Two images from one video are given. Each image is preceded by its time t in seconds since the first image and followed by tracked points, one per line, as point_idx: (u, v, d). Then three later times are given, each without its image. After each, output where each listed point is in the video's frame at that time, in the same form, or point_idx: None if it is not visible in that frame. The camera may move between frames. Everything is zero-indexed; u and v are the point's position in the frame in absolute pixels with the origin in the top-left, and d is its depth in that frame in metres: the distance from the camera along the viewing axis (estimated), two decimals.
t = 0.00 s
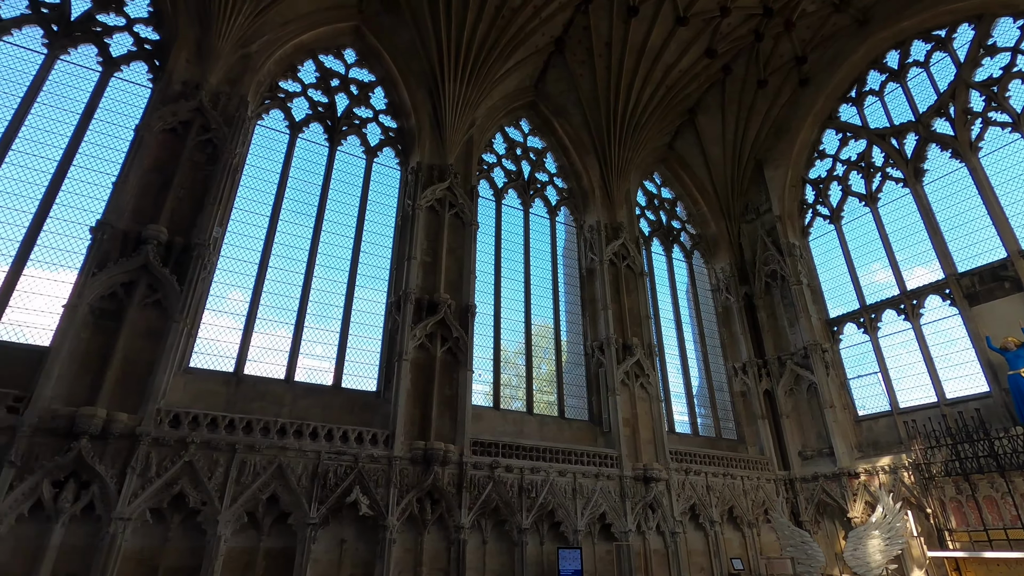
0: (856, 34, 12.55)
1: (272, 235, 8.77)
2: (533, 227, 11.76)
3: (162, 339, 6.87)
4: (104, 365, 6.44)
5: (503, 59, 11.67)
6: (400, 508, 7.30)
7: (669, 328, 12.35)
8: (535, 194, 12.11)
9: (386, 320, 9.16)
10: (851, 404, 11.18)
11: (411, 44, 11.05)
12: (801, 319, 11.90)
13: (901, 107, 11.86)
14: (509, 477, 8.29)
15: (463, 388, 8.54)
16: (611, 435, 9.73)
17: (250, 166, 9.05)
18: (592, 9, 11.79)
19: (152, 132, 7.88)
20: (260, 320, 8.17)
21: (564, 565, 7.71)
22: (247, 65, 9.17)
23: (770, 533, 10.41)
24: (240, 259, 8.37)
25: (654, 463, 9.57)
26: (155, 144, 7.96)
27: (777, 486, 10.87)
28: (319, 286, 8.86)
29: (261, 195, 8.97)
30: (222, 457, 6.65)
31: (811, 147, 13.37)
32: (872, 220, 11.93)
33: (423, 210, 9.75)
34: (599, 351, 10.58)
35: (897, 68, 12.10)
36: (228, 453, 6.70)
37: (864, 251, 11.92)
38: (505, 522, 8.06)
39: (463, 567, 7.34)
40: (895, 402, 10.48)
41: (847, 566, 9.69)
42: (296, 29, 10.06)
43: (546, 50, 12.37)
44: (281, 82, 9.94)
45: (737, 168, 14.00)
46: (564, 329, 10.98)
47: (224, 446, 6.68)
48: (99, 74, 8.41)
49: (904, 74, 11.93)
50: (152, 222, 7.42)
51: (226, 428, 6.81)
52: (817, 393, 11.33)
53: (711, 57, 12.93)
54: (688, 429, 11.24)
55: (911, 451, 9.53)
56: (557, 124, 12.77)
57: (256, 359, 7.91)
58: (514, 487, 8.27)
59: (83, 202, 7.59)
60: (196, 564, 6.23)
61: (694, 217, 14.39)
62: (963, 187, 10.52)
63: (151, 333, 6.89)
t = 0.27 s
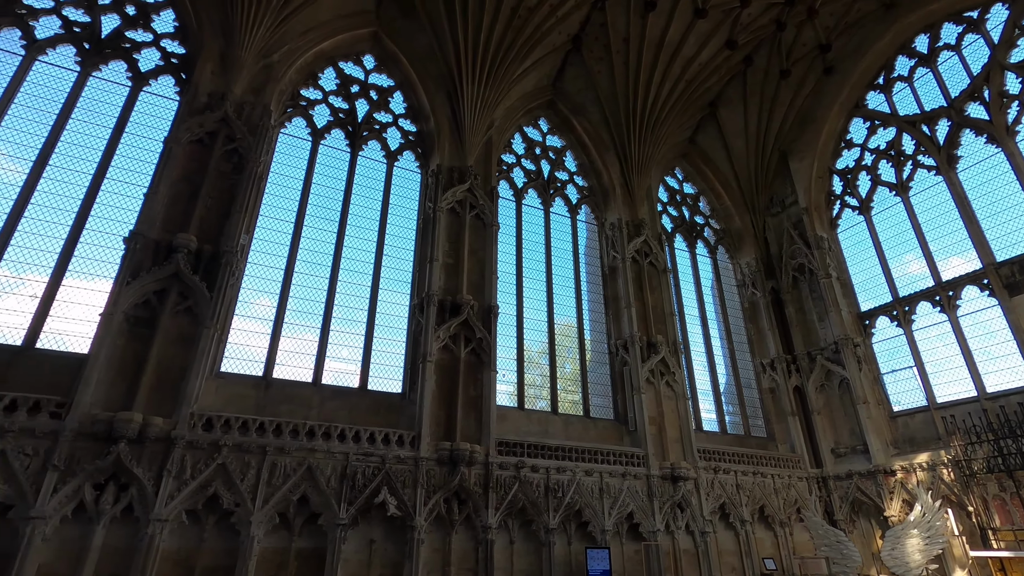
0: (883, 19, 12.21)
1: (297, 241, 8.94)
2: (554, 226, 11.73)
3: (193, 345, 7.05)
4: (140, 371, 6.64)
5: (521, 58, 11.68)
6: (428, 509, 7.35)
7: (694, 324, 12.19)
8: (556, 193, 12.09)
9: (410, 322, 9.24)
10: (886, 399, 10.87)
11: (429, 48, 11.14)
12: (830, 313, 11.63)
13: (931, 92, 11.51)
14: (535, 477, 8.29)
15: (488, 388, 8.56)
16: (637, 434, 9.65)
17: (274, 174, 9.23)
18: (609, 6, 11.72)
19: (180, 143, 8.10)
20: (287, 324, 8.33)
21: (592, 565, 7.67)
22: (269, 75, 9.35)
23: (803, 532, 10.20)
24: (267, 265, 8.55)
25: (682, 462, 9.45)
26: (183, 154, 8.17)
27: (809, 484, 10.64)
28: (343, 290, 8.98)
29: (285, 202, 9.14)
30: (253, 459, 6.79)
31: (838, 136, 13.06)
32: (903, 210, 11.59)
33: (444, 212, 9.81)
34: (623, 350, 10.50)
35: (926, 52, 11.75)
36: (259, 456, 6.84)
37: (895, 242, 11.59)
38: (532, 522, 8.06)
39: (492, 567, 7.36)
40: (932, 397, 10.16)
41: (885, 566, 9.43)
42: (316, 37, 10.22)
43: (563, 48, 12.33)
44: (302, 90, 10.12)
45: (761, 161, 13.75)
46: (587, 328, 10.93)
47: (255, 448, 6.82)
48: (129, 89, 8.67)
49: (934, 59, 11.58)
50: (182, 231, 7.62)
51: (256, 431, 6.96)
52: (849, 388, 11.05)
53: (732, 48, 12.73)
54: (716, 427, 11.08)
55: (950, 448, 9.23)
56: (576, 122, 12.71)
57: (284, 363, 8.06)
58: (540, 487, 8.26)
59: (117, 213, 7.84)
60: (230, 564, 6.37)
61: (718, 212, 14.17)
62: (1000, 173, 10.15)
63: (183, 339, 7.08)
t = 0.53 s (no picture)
0: (911, 1, 11.85)
1: (323, 246, 9.09)
2: (576, 224, 11.68)
3: (225, 350, 7.23)
4: (175, 376, 6.84)
5: (539, 57, 11.66)
6: (457, 509, 7.40)
7: (721, 320, 11.99)
8: (577, 191, 12.03)
9: (435, 323, 9.30)
10: (924, 394, 10.53)
11: (447, 51, 11.21)
12: (863, 306, 11.32)
13: (966, 75, 11.13)
14: (563, 477, 8.27)
15: (513, 388, 8.57)
16: (666, 432, 9.54)
17: (299, 181, 9.41)
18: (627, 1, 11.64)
19: (209, 154, 8.31)
20: (315, 328, 8.48)
21: (623, 564, 7.61)
22: (292, 84, 9.54)
23: (840, 531, 9.94)
24: (294, 270, 8.72)
25: (712, 461, 9.31)
26: (212, 164, 8.39)
27: (845, 481, 10.37)
28: (369, 293, 9.10)
29: (311, 208, 9.31)
30: (285, 461, 6.93)
31: (867, 124, 12.72)
32: (939, 197, 11.21)
33: (466, 213, 9.86)
34: (649, 347, 10.38)
35: (960, 34, 11.37)
36: (291, 458, 6.97)
37: (930, 230, 11.22)
38: (561, 522, 8.05)
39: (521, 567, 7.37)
40: (974, 390, 9.81)
41: (928, 567, 9.13)
42: (336, 45, 10.38)
43: (581, 45, 12.27)
44: (325, 97, 10.29)
45: (787, 152, 13.46)
46: (612, 326, 10.85)
47: (287, 451, 6.95)
48: (159, 103, 8.94)
49: (968, 40, 11.20)
50: (212, 239, 7.82)
51: (288, 433, 7.10)
52: (885, 383, 10.73)
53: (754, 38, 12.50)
54: (746, 424, 10.88)
55: (995, 443, 8.90)
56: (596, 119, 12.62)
57: (313, 366, 8.21)
58: (568, 486, 8.24)
59: (150, 224, 8.08)
60: (266, 564, 6.51)
61: (743, 205, 13.91)
62: None
63: (216, 344, 7.26)
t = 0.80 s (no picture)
0: None
1: (346, 250, 9.22)
2: (597, 222, 11.61)
3: (254, 354, 7.38)
4: (207, 381, 7.01)
5: (556, 56, 11.64)
6: (483, 509, 7.43)
7: (748, 316, 11.78)
8: (598, 188, 11.97)
9: (458, 325, 9.34)
10: (963, 388, 10.18)
11: (464, 53, 11.26)
12: (896, 299, 11.01)
13: (1000, 57, 10.77)
14: (589, 476, 8.23)
15: (537, 388, 8.56)
16: (693, 430, 9.42)
17: (322, 187, 9.56)
18: None
19: (234, 163, 8.50)
20: (341, 331, 8.60)
21: (651, 564, 7.53)
22: (313, 92, 9.70)
23: (877, 530, 9.68)
24: (319, 275, 8.86)
25: (742, 459, 9.15)
26: (238, 173, 8.57)
27: (880, 479, 10.09)
28: (392, 296, 9.19)
29: (334, 213, 9.45)
30: (314, 463, 7.04)
31: (896, 111, 12.38)
32: (974, 184, 10.85)
33: (486, 214, 9.89)
34: (674, 345, 10.26)
35: (993, 15, 11.01)
36: (319, 459, 7.08)
37: (965, 219, 10.86)
38: (588, 521, 8.01)
39: (549, 567, 7.36)
40: (1016, 384, 9.45)
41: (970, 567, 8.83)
42: (355, 52, 10.54)
43: (599, 42, 12.21)
44: (345, 104, 10.44)
45: (813, 142, 13.16)
46: (636, 324, 10.76)
47: (315, 452, 7.06)
48: (186, 115, 9.17)
49: (1002, 21, 10.84)
50: (240, 246, 7.99)
51: (316, 435, 7.21)
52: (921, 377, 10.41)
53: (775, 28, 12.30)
54: (776, 421, 10.67)
55: None
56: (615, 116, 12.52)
57: (339, 369, 8.32)
58: (594, 486, 8.19)
59: (180, 232, 8.29)
60: (297, 564, 6.62)
61: (768, 199, 13.64)
62: None
63: (245, 349, 7.42)
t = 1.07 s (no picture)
0: None
1: (372, 255, 9.34)
2: (621, 220, 11.52)
3: (285, 359, 7.54)
4: (240, 386, 7.19)
5: (575, 55, 11.62)
6: (513, 510, 7.44)
7: (778, 312, 11.54)
8: (621, 186, 11.87)
9: (484, 326, 9.37)
10: (1008, 382, 9.77)
11: (483, 56, 11.31)
12: (934, 290, 10.65)
13: None
14: (619, 477, 8.16)
15: (564, 388, 8.54)
16: (724, 429, 9.26)
17: (347, 193, 9.71)
18: None
19: (262, 172, 8.70)
20: (368, 335, 8.72)
21: (684, 566, 7.54)
22: (336, 100, 9.86)
23: (919, 530, 9.36)
24: (345, 280, 9.00)
25: (775, 458, 8.96)
26: (265, 182, 8.77)
27: (922, 478, 9.76)
28: (418, 299, 9.28)
29: (359, 219, 9.59)
30: (345, 465, 7.15)
31: (929, 97, 12.05)
32: (1015, 169, 10.47)
33: (509, 215, 9.92)
34: (703, 342, 10.11)
35: None
36: (350, 461, 7.19)
37: (1007, 206, 10.47)
38: (618, 522, 7.94)
39: (580, 568, 7.33)
40: None
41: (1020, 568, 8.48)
42: (376, 59, 10.68)
43: (618, 39, 12.13)
44: (368, 111, 10.58)
45: (842, 132, 12.82)
46: (663, 322, 10.63)
47: (346, 455, 7.17)
48: (215, 127, 9.42)
49: None
50: (269, 253, 8.17)
51: (346, 438, 7.33)
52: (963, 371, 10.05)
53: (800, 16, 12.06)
54: (810, 419, 10.42)
55: None
56: (637, 112, 12.39)
57: (368, 372, 8.44)
58: (624, 486, 8.13)
59: (212, 241, 8.51)
60: (331, 564, 6.73)
61: (797, 191, 13.32)
62: None
63: (276, 354, 7.58)
